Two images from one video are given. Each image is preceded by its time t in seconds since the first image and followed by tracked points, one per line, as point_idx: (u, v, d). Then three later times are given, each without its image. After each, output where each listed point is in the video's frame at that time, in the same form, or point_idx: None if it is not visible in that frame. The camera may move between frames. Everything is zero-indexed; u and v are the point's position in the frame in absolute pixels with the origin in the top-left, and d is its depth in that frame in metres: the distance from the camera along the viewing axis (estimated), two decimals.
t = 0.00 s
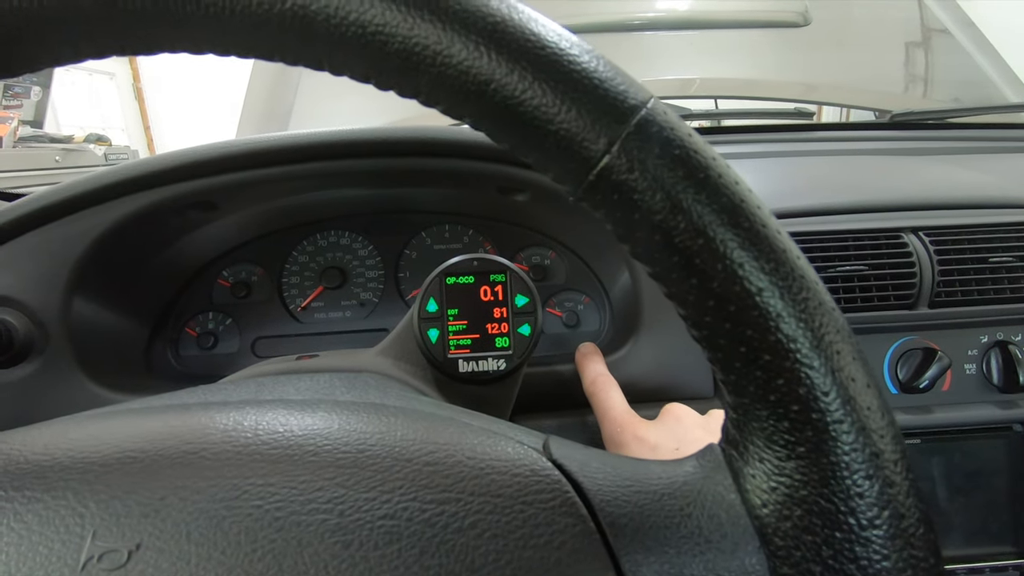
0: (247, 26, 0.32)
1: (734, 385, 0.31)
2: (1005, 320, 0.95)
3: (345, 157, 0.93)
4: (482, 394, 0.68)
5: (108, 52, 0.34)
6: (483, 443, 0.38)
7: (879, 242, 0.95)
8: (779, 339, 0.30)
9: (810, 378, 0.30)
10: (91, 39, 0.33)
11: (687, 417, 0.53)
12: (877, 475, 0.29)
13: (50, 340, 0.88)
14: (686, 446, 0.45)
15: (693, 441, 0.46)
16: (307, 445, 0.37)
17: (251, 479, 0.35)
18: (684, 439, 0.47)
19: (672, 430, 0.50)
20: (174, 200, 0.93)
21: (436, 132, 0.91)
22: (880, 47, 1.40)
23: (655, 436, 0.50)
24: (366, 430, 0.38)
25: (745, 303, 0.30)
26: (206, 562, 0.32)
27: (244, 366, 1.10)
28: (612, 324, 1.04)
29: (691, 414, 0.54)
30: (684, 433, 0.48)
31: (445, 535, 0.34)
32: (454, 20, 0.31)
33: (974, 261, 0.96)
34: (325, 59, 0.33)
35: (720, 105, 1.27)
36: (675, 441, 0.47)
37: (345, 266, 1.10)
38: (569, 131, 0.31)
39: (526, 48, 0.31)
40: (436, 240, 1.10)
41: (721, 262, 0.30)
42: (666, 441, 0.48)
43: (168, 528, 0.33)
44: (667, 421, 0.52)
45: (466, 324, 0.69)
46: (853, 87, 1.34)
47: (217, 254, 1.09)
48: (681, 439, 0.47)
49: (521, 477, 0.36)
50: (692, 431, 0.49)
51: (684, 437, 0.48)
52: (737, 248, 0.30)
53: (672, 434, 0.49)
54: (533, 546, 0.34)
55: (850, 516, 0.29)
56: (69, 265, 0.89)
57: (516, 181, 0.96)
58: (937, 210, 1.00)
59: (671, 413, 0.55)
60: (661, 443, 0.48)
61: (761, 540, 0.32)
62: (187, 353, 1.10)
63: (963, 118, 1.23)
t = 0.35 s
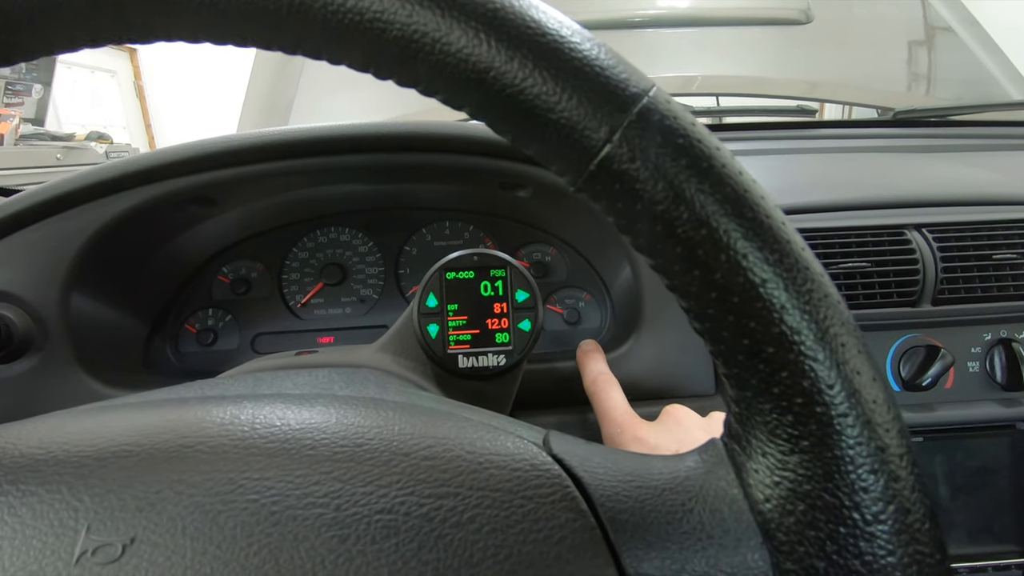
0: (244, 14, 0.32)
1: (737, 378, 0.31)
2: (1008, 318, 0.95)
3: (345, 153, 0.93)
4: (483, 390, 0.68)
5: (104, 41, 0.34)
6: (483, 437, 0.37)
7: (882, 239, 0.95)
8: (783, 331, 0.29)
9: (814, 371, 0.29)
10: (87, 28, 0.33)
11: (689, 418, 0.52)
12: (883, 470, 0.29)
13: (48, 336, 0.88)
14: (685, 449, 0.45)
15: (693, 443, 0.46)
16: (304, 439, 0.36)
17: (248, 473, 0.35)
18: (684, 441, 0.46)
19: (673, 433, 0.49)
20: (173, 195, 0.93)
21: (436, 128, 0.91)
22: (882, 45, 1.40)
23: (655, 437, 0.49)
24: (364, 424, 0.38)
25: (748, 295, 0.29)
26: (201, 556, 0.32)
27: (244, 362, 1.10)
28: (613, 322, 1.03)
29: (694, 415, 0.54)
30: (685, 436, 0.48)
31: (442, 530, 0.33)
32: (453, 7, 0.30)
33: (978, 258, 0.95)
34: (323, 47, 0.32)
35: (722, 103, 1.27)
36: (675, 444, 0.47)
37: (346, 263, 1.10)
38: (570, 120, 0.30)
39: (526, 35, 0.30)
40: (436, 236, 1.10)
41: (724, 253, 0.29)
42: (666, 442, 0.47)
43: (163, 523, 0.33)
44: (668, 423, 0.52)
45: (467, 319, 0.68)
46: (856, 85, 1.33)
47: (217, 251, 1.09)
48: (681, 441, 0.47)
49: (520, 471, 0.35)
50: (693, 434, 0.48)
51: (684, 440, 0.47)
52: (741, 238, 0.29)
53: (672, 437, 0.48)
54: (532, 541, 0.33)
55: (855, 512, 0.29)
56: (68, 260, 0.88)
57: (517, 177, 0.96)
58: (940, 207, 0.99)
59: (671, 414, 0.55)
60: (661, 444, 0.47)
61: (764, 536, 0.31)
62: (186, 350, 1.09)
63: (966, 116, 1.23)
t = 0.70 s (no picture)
0: (247, 22, 0.32)
1: (734, 384, 0.31)
2: (1007, 321, 0.95)
3: (345, 155, 0.93)
4: (482, 393, 0.68)
5: (107, 48, 0.34)
6: (482, 441, 0.37)
7: (880, 242, 0.95)
8: (779, 337, 0.30)
9: (810, 377, 0.29)
10: (91, 36, 0.33)
11: (689, 419, 0.53)
12: (877, 475, 0.29)
13: (50, 337, 0.88)
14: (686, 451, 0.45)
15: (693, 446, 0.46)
16: (305, 443, 0.37)
17: (249, 477, 0.35)
18: (684, 444, 0.47)
19: (673, 435, 0.49)
20: (174, 198, 0.93)
21: (436, 130, 0.91)
22: (882, 48, 1.40)
23: (655, 439, 0.49)
24: (365, 428, 0.38)
25: (746, 302, 0.30)
26: (203, 559, 0.32)
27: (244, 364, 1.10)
28: (613, 324, 1.04)
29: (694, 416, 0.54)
30: (685, 438, 0.48)
31: (442, 533, 0.33)
32: (454, 16, 0.31)
33: (976, 261, 0.96)
34: (325, 56, 0.33)
35: (722, 105, 1.27)
36: (676, 446, 0.47)
37: (346, 264, 1.10)
38: (569, 128, 0.31)
39: (526, 45, 0.31)
40: (436, 238, 1.10)
41: (721, 260, 0.30)
42: (665, 444, 0.48)
43: (166, 526, 0.33)
44: (668, 425, 0.52)
45: (467, 322, 0.69)
46: (855, 87, 1.33)
47: (217, 252, 1.09)
48: (682, 443, 0.47)
49: (519, 475, 0.36)
50: (693, 435, 0.48)
51: (685, 442, 0.47)
52: (738, 246, 0.30)
53: (673, 438, 0.48)
54: (531, 544, 0.34)
55: (850, 516, 0.29)
56: (70, 263, 0.89)
57: (516, 180, 0.96)
58: (939, 211, 1.00)
59: (671, 416, 0.55)
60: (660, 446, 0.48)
61: (760, 540, 0.31)
62: (187, 351, 1.10)
63: (965, 119, 1.23)
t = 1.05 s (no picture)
0: (248, 26, 0.32)
1: (733, 387, 0.31)
2: (1005, 324, 0.95)
3: (345, 157, 0.93)
4: (481, 396, 0.68)
5: (109, 51, 0.34)
6: (482, 444, 0.38)
7: (879, 244, 0.95)
8: (779, 341, 0.30)
9: (809, 381, 0.29)
10: (93, 40, 0.33)
11: (689, 423, 0.53)
12: (876, 479, 0.29)
13: (50, 339, 0.88)
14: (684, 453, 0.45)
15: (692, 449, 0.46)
16: (306, 445, 0.37)
17: (250, 480, 0.35)
18: (684, 447, 0.46)
19: (673, 438, 0.49)
20: (175, 199, 0.94)
21: (436, 133, 0.91)
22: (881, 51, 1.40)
23: (655, 442, 0.49)
24: (365, 430, 0.38)
25: (745, 306, 0.30)
26: (203, 562, 0.32)
27: (244, 365, 1.10)
28: (612, 326, 1.04)
29: (694, 420, 0.54)
30: (684, 442, 0.48)
31: (442, 536, 0.34)
32: (455, 21, 0.31)
33: (975, 264, 0.96)
34: (326, 59, 0.33)
35: (721, 107, 1.27)
36: (675, 449, 0.47)
37: (345, 266, 1.10)
38: (569, 132, 0.31)
39: (526, 49, 0.31)
40: (436, 240, 1.10)
41: (720, 264, 0.30)
42: (664, 447, 0.48)
43: (166, 529, 0.33)
44: (668, 428, 0.52)
45: (466, 325, 0.69)
46: (855, 90, 1.33)
47: (217, 254, 1.09)
48: (681, 447, 0.47)
49: (519, 478, 0.36)
50: (693, 438, 0.48)
51: (684, 445, 0.47)
52: (737, 250, 0.30)
53: (672, 442, 0.48)
54: (531, 547, 0.34)
55: (849, 520, 0.29)
56: (70, 264, 0.89)
57: (516, 182, 0.96)
58: (938, 213, 1.00)
59: (671, 419, 0.55)
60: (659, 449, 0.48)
61: (760, 543, 0.32)
62: (186, 353, 1.10)
63: (964, 121, 1.23)
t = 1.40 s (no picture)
0: (251, 32, 0.32)
1: (732, 390, 0.32)
2: (1003, 328, 0.96)
3: (346, 161, 0.93)
4: (481, 399, 0.68)
5: (113, 55, 0.34)
6: (483, 447, 0.38)
7: (877, 248, 0.96)
8: (778, 345, 0.30)
9: (808, 385, 0.30)
10: (99, 46, 0.34)
11: (686, 428, 0.53)
12: (875, 482, 0.29)
13: (50, 341, 0.88)
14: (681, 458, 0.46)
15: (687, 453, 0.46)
16: (307, 448, 0.37)
17: (252, 483, 0.35)
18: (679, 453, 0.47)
19: (667, 444, 0.50)
20: (175, 202, 0.94)
21: (436, 137, 0.92)
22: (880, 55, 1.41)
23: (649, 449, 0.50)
24: (366, 433, 0.38)
25: (744, 310, 0.30)
26: (205, 565, 0.33)
27: (244, 368, 1.10)
28: (612, 329, 1.04)
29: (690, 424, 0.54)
30: (680, 446, 0.48)
31: (443, 539, 0.34)
32: (457, 27, 0.31)
33: (972, 267, 0.96)
34: (329, 65, 0.33)
35: (720, 111, 1.27)
36: (671, 455, 0.47)
37: (345, 269, 1.10)
38: (570, 138, 0.31)
39: (527, 55, 0.31)
40: (436, 243, 1.10)
41: (720, 269, 0.30)
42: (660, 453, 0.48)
43: (168, 531, 0.34)
44: (663, 433, 0.52)
45: (467, 328, 0.69)
46: (853, 94, 1.34)
47: (217, 257, 1.09)
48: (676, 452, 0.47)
49: (520, 481, 0.36)
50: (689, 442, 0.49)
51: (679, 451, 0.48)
52: (736, 254, 0.30)
53: (667, 447, 0.49)
54: (532, 550, 0.34)
55: (848, 523, 0.29)
56: (71, 267, 0.89)
57: (516, 186, 0.97)
58: (936, 217, 1.00)
59: (667, 425, 0.55)
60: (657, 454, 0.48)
61: (759, 546, 0.32)
62: (186, 355, 1.10)
63: (963, 125, 1.23)
